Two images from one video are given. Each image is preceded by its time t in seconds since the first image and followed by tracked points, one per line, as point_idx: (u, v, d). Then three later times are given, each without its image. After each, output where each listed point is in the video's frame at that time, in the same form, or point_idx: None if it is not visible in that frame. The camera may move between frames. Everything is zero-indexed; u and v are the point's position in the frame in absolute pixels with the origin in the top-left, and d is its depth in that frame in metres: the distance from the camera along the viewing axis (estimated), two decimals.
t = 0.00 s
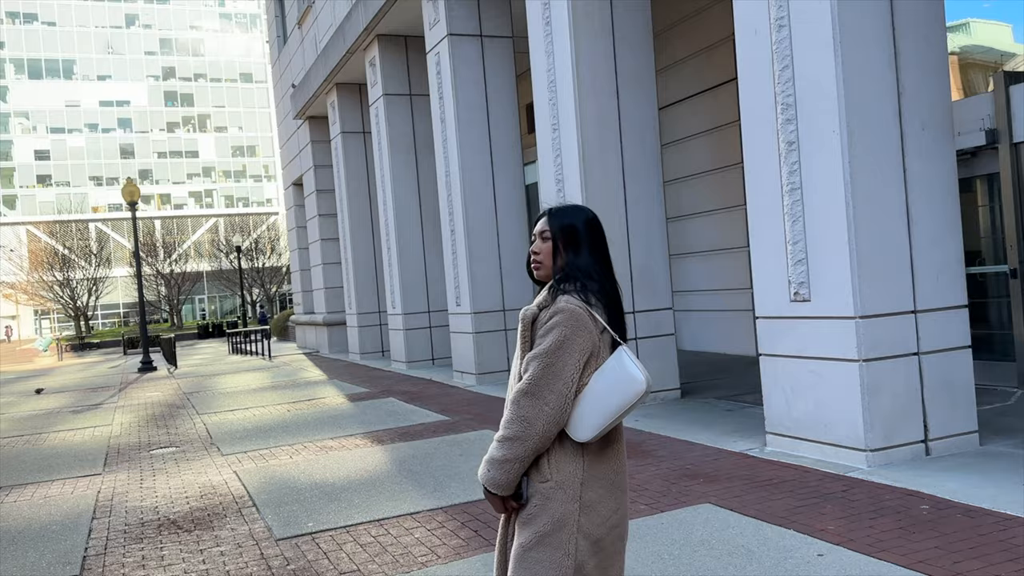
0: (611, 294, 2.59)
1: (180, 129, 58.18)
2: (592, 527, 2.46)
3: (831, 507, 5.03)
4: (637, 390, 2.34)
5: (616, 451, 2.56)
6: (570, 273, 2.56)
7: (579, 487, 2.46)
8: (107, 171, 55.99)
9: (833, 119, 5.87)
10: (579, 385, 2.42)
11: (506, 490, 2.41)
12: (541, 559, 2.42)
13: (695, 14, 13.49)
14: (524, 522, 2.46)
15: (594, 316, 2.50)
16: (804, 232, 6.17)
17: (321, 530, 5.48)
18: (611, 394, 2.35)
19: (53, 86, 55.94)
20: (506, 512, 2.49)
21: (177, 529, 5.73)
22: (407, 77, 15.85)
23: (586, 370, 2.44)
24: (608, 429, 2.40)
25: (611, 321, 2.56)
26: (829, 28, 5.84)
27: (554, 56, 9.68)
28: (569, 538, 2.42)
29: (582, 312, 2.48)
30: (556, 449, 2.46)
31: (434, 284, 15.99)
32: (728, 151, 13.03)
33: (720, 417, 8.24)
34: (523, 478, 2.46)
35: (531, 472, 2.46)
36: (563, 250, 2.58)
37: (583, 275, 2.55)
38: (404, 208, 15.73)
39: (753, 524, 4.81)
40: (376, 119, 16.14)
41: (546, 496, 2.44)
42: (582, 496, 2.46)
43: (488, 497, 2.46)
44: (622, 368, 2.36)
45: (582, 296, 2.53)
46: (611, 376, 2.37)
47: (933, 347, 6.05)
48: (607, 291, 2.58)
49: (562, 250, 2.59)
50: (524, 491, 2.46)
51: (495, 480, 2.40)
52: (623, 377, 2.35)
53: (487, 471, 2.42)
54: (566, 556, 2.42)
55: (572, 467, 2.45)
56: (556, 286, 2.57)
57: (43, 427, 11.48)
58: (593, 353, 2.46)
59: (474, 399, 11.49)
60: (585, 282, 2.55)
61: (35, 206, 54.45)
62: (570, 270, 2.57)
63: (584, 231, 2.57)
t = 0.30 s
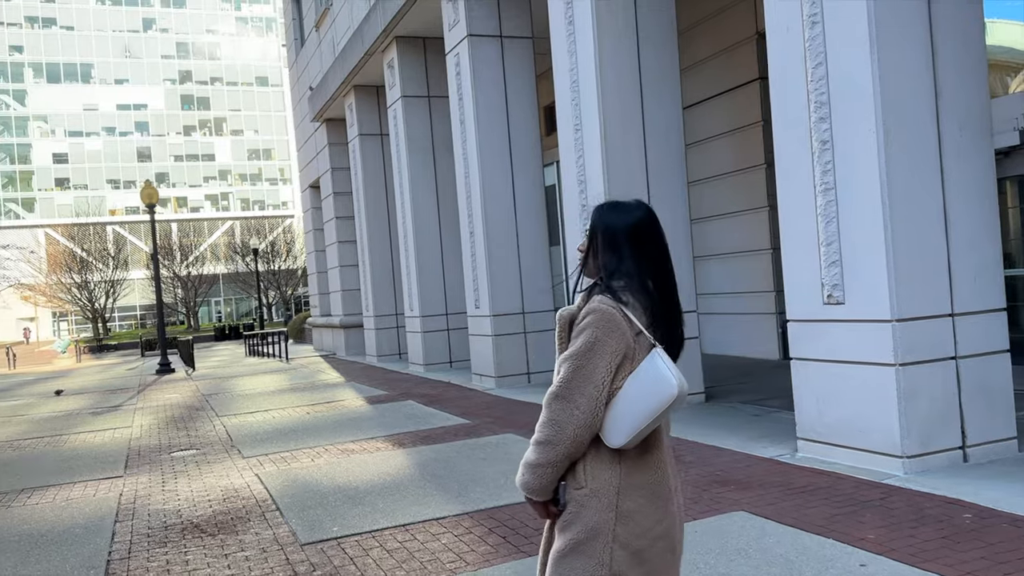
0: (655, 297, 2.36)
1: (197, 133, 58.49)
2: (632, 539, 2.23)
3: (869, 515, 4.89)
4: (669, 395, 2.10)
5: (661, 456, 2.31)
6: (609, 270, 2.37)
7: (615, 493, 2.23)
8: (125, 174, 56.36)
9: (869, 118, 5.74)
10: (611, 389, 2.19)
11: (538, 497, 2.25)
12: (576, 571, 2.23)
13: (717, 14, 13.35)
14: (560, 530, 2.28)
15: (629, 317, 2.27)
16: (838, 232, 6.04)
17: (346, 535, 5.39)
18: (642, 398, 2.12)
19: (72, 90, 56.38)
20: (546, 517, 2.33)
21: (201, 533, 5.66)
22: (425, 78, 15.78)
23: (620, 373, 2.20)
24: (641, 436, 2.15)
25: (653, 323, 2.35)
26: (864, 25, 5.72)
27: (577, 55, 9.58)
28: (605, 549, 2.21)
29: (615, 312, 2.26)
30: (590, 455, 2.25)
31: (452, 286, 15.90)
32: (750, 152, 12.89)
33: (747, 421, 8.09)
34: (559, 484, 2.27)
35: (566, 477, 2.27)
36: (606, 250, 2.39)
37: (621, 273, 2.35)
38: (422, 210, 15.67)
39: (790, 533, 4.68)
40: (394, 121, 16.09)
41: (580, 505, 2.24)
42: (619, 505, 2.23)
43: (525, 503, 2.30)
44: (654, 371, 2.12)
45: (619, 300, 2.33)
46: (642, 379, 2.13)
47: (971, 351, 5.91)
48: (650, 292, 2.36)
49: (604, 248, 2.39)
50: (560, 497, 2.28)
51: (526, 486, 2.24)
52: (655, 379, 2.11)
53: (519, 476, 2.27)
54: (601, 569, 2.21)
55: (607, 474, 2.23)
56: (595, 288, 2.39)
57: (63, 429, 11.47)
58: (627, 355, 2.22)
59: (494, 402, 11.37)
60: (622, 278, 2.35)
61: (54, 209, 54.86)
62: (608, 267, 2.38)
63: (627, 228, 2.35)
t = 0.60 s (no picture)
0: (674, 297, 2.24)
1: (204, 137, 58.54)
2: (651, 545, 2.13)
3: (901, 520, 4.77)
4: (664, 395, 1.95)
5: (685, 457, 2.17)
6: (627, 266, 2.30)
7: (629, 497, 2.14)
8: (132, 178, 56.46)
9: (895, 114, 5.63)
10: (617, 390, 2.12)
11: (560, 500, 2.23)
12: None
13: (731, 14, 13.24)
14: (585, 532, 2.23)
15: (635, 315, 2.18)
16: (865, 231, 5.93)
17: (365, 540, 5.28)
18: (638, 399, 2.01)
19: (79, 95, 56.51)
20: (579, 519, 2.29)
21: (217, 538, 5.56)
22: (435, 80, 15.69)
23: (627, 373, 2.13)
24: (646, 438, 2.03)
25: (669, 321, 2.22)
26: (890, 19, 5.62)
27: (592, 54, 9.49)
28: (621, 555, 2.13)
29: (620, 310, 2.19)
30: (606, 457, 2.18)
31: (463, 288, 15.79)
32: (764, 153, 12.76)
33: (767, 425, 7.96)
34: (581, 485, 2.22)
35: (587, 479, 2.22)
36: (628, 245, 2.31)
37: (640, 270, 2.27)
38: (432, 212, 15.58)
39: (822, 539, 4.56)
40: (404, 123, 16.02)
41: (597, 508, 2.17)
42: (634, 509, 2.13)
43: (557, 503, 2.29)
44: (649, 370, 2.01)
45: (632, 297, 2.24)
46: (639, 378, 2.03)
47: (1001, 353, 5.79)
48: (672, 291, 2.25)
49: (628, 243, 2.32)
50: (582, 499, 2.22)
51: (545, 487, 2.22)
52: (651, 380, 1.98)
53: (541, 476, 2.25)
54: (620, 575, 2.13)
55: (623, 477, 2.14)
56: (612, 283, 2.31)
57: (73, 432, 11.40)
58: (634, 354, 2.14)
59: (507, 405, 11.25)
60: (639, 275, 2.27)
61: (61, 213, 54.96)
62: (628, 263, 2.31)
63: (651, 224, 2.28)
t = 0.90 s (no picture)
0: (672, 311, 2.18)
1: (202, 141, 58.38)
2: (648, 565, 2.09)
3: (927, 530, 4.61)
4: (657, 422, 1.96)
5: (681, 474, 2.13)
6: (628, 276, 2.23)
7: (624, 515, 2.11)
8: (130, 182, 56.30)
9: (916, 110, 5.48)
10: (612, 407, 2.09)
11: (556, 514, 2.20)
12: None
13: (735, 15, 13.10)
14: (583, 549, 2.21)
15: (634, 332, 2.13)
16: (883, 232, 5.78)
17: (370, 551, 5.12)
18: (634, 420, 1.99)
19: (77, 98, 56.33)
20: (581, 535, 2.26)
21: (218, 548, 5.39)
22: (437, 81, 15.54)
23: (623, 391, 2.10)
24: (640, 459, 2.02)
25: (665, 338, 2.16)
26: (910, 13, 5.47)
27: (599, 54, 9.34)
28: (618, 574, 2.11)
29: (619, 326, 2.14)
30: (601, 474, 2.15)
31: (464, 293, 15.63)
32: (771, 154, 12.60)
33: (779, 431, 7.79)
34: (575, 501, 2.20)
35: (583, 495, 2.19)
36: (628, 252, 2.25)
37: (640, 281, 2.20)
38: (434, 216, 15.43)
39: (847, 549, 4.40)
40: (406, 125, 15.87)
41: (592, 525, 2.16)
42: (630, 528, 2.11)
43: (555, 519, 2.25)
44: (645, 392, 1.99)
45: (628, 311, 2.18)
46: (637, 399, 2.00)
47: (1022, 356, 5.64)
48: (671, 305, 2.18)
49: (630, 252, 2.25)
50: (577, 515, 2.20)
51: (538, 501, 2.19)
52: (649, 403, 1.97)
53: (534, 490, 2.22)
54: None
55: (617, 495, 2.12)
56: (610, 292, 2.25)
57: (70, 438, 11.22)
58: (631, 372, 2.10)
59: (511, 410, 11.08)
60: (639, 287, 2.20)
61: (59, 216, 54.75)
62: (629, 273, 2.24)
63: (655, 228, 2.21)
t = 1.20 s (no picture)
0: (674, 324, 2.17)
1: (196, 145, 58.15)
2: None
3: (949, 543, 4.46)
4: (678, 444, 1.88)
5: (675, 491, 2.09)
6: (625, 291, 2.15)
7: (618, 533, 2.05)
8: (124, 186, 56.00)
9: (932, 111, 5.35)
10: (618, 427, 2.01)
11: (539, 531, 2.11)
12: None
13: (737, 18, 13.01)
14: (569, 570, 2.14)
15: (643, 349, 2.07)
16: (898, 236, 5.65)
17: (372, 564, 4.96)
18: (646, 443, 1.92)
19: (70, 102, 56.01)
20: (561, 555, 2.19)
21: (214, 562, 5.21)
22: (435, 85, 15.41)
23: (629, 411, 2.02)
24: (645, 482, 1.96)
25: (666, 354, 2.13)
26: (926, 13, 5.34)
27: (602, 56, 9.21)
28: None
29: (627, 343, 2.06)
30: (594, 491, 2.09)
31: (462, 298, 15.48)
32: (774, 158, 12.48)
33: (787, 440, 7.65)
34: (560, 520, 2.12)
35: (570, 514, 2.12)
36: (627, 266, 2.16)
37: (642, 296, 2.14)
38: (431, 221, 15.28)
39: (868, 565, 4.24)
40: (403, 129, 15.73)
41: (583, 545, 2.08)
42: (624, 546, 2.05)
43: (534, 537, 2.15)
44: (662, 414, 1.92)
45: (635, 327, 2.10)
46: (650, 421, 1.93)
47: None
48: (670, 320, 2.15)
49: (625, 265, 2.17)
50: (563, 534, 2.13)
51: (524, 520, 2.10)
52: (667, 426, 1.90)
53: (519, 507, 2.13)
54: None
55: (612, 513, 2.06)
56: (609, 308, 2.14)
57: (62, 446, 11.01)
58: (640, 391, 2.03)
59: (510, 417, 10.92)
60: (643, 302, 2.13)
61: (52, 221, 54.37)
62: (625, 287, 2.16)
63: (654, 242, 2.15)
